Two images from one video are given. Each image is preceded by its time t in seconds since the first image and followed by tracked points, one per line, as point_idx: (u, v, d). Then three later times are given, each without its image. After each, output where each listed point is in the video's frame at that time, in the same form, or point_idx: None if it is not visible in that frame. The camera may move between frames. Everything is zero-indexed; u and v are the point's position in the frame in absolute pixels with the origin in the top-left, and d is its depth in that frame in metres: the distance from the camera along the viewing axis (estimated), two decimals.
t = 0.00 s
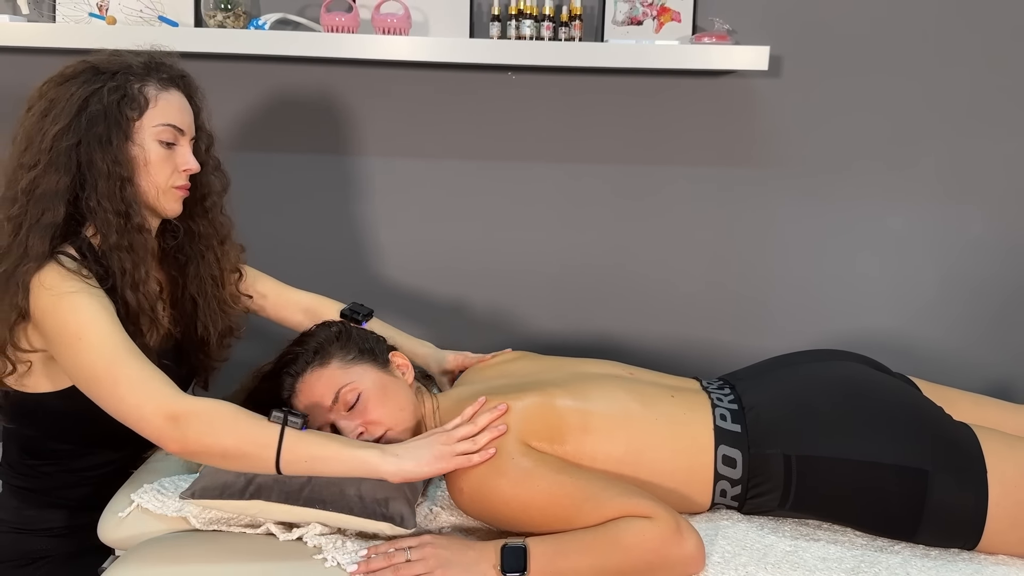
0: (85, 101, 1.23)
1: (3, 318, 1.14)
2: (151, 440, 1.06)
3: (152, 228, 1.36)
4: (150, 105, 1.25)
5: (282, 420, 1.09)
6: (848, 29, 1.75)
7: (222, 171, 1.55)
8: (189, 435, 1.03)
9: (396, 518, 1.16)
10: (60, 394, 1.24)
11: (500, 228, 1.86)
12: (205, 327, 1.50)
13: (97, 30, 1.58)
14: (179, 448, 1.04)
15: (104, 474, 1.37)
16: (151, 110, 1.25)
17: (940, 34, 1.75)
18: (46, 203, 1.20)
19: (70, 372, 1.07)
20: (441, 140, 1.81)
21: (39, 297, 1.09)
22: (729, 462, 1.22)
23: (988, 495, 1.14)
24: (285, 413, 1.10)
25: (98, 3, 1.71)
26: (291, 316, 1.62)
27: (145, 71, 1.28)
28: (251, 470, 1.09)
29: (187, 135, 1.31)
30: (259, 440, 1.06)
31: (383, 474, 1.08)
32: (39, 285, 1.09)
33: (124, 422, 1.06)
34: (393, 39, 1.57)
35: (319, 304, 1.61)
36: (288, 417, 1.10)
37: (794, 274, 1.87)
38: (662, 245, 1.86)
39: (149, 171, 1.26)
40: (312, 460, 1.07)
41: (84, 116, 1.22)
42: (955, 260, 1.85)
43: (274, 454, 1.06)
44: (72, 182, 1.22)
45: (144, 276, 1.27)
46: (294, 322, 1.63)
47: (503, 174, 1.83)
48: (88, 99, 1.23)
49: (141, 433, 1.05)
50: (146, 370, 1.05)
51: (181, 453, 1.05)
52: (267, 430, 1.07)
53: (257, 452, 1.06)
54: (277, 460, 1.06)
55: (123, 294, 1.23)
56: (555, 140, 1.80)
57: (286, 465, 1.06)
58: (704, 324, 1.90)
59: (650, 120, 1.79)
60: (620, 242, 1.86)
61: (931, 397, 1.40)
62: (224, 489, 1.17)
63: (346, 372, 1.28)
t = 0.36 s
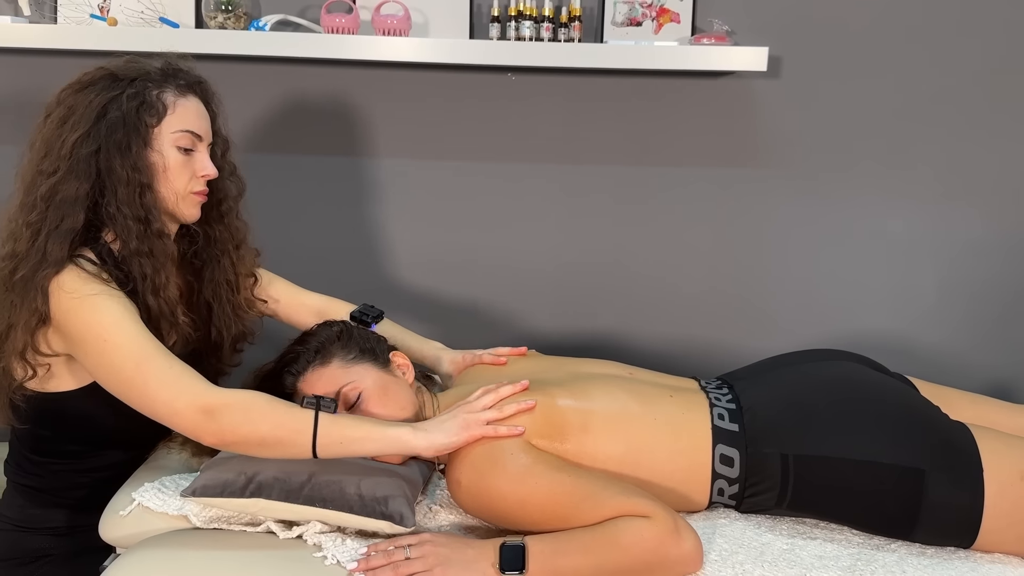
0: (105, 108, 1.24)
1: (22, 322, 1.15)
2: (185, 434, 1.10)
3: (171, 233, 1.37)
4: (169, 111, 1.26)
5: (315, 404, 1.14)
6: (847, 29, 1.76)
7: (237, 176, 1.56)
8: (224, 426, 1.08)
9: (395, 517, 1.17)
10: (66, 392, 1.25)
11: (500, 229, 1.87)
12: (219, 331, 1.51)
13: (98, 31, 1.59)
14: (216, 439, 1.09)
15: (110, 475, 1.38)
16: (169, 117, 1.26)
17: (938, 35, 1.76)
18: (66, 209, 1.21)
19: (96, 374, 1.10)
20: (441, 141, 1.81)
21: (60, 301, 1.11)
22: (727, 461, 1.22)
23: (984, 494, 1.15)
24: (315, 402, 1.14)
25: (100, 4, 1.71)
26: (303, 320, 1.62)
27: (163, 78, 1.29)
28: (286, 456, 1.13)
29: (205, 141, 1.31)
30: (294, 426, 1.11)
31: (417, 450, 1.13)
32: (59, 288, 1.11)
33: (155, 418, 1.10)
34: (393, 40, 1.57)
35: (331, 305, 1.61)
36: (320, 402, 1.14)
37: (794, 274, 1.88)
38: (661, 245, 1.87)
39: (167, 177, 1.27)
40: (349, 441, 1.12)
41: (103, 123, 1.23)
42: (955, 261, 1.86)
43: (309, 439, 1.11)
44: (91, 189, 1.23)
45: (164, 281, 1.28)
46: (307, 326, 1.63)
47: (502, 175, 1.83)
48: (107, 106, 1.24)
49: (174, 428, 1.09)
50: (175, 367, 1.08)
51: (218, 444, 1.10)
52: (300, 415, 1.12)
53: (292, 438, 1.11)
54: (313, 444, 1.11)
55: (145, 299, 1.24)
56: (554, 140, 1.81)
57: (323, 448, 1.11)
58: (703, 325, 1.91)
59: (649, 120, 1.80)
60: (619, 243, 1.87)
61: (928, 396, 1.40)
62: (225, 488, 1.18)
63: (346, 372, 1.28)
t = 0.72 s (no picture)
0: (125, 110, 1.25)
1: (31, 317, 1.17)
2: (197, 424, 1.11)
3: (182, 236, 1.38)
4: (189, 117, 1.27)
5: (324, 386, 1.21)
6: (846, 29, 1.76)
7: (251, 184, 1.57)
8: (236, 412, 1.09)
9: (394, 514, 1.18)
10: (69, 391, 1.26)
11: (500, 228, 1.88)
12: (225, 336, 1.52)
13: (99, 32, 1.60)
14: (228, 426, 1.10)
15: (114, 474, 1.39)
16: (187, 122, 1.27)
17: (937, 35, 1.76)
18: (79, 207, 1.22)
19: (105, 369, 1.11)
20: (441, 141, 1.82)
21: (69, 297, 1.12)
22: (724, 459, 1.23)
23: (979, 492, 1.16)
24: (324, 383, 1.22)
25: (102, 5, 1.72)
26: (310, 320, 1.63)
27: (184, 84, 1.29)
28: (298, 439, 1.14)
29: (221, 147, 1.32)
30: (305, 405, 1.12)
31: (426, 424, 1.16)
32: (69, 284, 1.13)
33: (166, 410, 1.10)
34: (394, 41, 1.58)
35: (337, 304, 1.62)
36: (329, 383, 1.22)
37: (794, 273, 1.88)
38: (660, 244, 1.87)
39: (182, 182, 1.28)
40: (359, 417, 1.14)
41: (123, 125, 1.24)
42: (954, 260, 1.87)
43: (321, 418, 1.12)
44: (106, 188, 1.24)
45: (173, 283, 1.29)
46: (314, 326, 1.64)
47: (502, 175, 1.84)
48: (128, 108, 1.25)
49: (186, 418, 1.10)
50: (184, 357, 1.09)
51: (229, 432, 1.11)
52: (311, 397, 1.14)
53: (304, 419, 1.12)
54: (324, 423, 1.13)
55: (154, 299, 1.25)
56: (554, 140, 1.82)
57: (335, 427, 1.13)
58: (702, 324, 1.92)
59: (649, 120, 1.80)
60: (619, 242, 1.87)
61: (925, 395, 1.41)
62: (226, 485, 1.19)
63: (346, 373, 1.30)
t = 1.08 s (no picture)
0: (140, 109, 1.26)
1: (39, 309, 1.18)
2: (209, 409, 1.12)
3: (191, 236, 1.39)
4: (202, 119, 1.28)
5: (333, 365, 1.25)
6: (845, 28, 1.77)
7: (261, 188, 1.58)
8: (249, 392, 1.10)
9: (395, 509, 1.19)
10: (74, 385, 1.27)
11: (501, 226, 1.88)
12: (227, 335, 1.54)
13: (102, 31, 1.61)
14: (241, 408, 1.11)
15: (115, 469, 1.40)
16: (201, 124, 1.28)
17: (936, 34, 1.77)
18: (90, 203, 1.23)
19: (115, 359, 1.12)
20: (442, 139, 1.83)
21: (77, 290, 1.14)
22: (722, 454, 1.24)
23: (976, 487, 1.16)
24: (333, 362, 1.26)
25: (104, 4, 1.73)
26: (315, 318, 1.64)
27: (199, 87, 1.31)
28: (312, 418, 1.15)
29: (232, 150, 1.33)
30: (316, 383, 1.13)
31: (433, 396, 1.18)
32: (77, 278, 1.14)
33: (178, 396, 1.11)
34: (396, 40, 1.59)
35: (339, 302, 1.62)
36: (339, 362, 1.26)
37: (793, 271, 1.89)
38: (660, 242, 1.88)
39: (193, 182, 1.29)
40: (371, 393, 1.15)
41: (136, 123, 1.25)
42: (953, 258, 1.87)
43: (332, 394, 1.13)
44: (117, 185, 1.25)
45: (182, 281, 1.31)
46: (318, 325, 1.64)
47: (502, 173, 1.85)
48: (143, 107, 1.26)
49: (198, 404, 1.11)
50: (193, 343, 1.11)
51: (242, 414, 1.12)
52: (322, 373, 1.15)
53: (317, 395, 1.13)
54: (337, 398, 1.14)
55: (162, 296, 1.27)
56: (554, 139, 1.83)
57: (346, 402, 1.14)
58: (702, 322, 1.93)
59: (649, 118, 1.81)
60: (619, 240, 1.88)
61: (923, 391, 1.42)
62: (228, 480, 1.20)
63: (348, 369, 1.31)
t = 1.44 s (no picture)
0: (143, 103, 1.27)
1: (40, 300, 1.19)
2: (204, 402, 1.12)
3: (193, 231, 1.40)
4: (204, 113, 1.29)
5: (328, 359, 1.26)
6: (847, 24, 1.77)
7: (263, 183, 1.59)
8: (244, 385, 1.11)
9: (397, 502, 1.19)
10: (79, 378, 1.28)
11: (503, 222, 1.89)
12: (230, 329, 1.55)
13: (104, 27, 1.61)
14: (235, 401, 1.11)
15: (118, 463, 1.41)
16: (203, 118, 1.29)
17: (938, 30, 1.77)
18: (93, 195, 1.25)
19: (113, 351, 1.12)
20: (445, 136, 1.84)
21: (77, 281, 1.14)
22: (723, 448, 1.24)
23: (976, 480, 1.17)
24: (328, 356, 1.26)
25: (107, 1, 1.74)
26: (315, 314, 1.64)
27: (202, 82, 1.31)
28: (306, 414, 1.16)
29: (234, 145, 1.34)
30: (312, 378, 1.14)
31: (428, 394, 1.19)
32: (78, 269, 1.14)
33: (173, 389, 1.12)
34: (399, 36, 1.60)
35: (339, 297, 1.63)
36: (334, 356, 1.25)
37: (795, 267, 1.89)
38: (661, 238, 1.88)
39: (194, 176, 1.30)
40: (365, 390, 1.16)
41: (140, 117, 1.26)
42: (955, 254, 1.87)
43: (327, 390, 1.14)
44: (120, 178, 1.26)
45: (183, 274, 1.32)
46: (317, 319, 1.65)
47: (504, 169, 1.85)
48: (145, 102, 1.27)
49: (193, 397, 1.11)
50: (189, 336, 1.11)
51: (236, 408, 1.12)
52: (317, 368, 1.16)
53: (312, 390, 1.14)
54: (331, 394, 1.14)
55: (163, 288, 1.29)
56: (555, 135, 1.83)
57: (341, 398, 1.15)
58: (704, 317, 1.93)
59: (650, 115, 1.81)
60: (620, 236, 1.88)
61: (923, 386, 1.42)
62: (231, 472, 1.20)
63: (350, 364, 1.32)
